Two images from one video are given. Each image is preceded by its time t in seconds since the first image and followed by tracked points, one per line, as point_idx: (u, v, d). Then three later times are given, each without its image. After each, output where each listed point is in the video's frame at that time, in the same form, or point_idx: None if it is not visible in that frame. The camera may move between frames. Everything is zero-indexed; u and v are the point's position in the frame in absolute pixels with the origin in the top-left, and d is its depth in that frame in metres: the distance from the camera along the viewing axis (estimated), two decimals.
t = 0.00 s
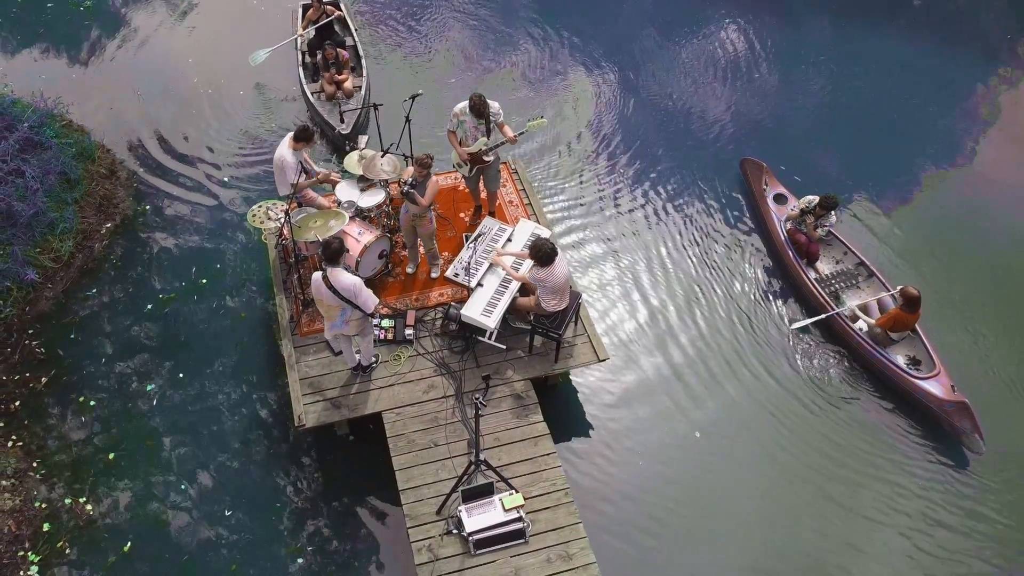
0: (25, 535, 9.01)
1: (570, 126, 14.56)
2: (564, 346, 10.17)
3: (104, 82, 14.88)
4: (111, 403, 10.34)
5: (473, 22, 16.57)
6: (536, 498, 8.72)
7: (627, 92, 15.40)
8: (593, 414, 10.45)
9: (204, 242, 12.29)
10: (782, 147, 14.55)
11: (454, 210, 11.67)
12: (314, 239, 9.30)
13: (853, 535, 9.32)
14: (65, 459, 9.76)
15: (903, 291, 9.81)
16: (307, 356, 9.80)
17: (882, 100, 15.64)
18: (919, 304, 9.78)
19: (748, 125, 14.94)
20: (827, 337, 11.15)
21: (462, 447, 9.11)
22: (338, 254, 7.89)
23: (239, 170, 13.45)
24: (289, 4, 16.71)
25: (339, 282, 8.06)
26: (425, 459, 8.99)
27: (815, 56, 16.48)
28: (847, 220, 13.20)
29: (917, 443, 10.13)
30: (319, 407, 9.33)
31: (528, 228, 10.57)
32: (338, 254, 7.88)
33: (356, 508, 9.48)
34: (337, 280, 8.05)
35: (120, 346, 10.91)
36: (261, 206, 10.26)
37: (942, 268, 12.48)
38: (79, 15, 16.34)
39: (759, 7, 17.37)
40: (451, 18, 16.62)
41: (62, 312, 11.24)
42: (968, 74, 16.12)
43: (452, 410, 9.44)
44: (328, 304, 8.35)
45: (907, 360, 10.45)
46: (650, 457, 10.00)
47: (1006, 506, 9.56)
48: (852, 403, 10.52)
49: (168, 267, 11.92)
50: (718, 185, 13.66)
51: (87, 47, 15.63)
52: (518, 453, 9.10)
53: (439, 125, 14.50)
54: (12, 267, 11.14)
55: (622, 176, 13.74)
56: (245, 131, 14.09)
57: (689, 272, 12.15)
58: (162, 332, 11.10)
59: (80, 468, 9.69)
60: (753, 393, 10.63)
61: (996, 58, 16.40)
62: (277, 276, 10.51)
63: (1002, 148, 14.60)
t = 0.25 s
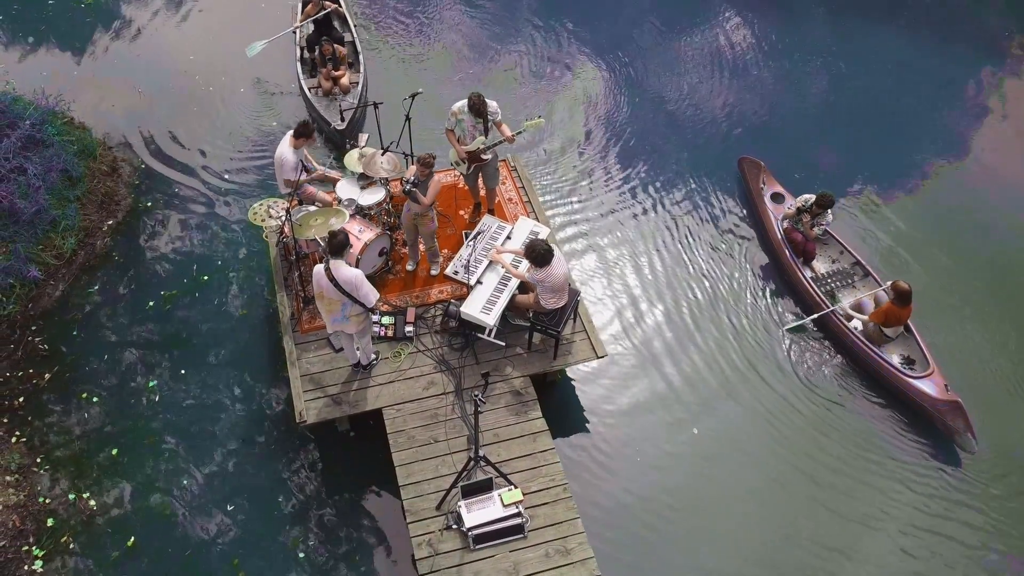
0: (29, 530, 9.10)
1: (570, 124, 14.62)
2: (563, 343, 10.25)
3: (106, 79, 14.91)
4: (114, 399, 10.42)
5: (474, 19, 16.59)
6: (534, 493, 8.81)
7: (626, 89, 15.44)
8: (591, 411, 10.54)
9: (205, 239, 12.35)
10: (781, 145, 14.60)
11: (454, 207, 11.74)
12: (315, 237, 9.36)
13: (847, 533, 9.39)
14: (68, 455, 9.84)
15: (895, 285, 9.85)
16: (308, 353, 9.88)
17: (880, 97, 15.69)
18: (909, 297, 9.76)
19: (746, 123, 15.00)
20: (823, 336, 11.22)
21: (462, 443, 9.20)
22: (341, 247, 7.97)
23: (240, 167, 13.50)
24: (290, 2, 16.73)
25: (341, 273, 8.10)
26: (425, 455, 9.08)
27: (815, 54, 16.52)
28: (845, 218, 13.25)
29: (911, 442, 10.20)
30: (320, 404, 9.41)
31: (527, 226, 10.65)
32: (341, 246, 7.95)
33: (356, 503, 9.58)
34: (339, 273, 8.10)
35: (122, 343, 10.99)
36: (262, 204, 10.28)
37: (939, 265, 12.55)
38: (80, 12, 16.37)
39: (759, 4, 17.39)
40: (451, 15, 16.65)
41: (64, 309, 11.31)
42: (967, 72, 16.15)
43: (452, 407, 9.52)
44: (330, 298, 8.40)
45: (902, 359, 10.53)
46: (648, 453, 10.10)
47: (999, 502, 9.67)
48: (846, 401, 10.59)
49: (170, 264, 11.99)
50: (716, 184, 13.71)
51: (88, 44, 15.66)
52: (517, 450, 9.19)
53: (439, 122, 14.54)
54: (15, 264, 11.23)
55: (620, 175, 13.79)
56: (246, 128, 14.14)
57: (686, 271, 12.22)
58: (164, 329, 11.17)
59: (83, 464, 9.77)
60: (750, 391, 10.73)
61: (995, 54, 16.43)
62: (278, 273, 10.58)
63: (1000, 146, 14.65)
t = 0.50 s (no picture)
0: (33, 526, 9.18)
1: (569, 123, 14.66)
2: (561, 341, 10.33)
3: (107, 77, 14.94)
4: (117, 396, 10.49)
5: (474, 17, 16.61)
6: (533, 490, 8.90)
7: (626, 87, 15.48)
8: (590, 409, 10.65)
9: (206, 236, 12.41)
10: (780, 143, 14.65)
11: (454, 205, 11.80)
12: (316, 236, 9.46)
13: (840, 532, 9.48)
14: (71, 451, 9.92)
15: (885, 280, 9.89)
16: (309, 350, 9.95)
17: (879, 95, 15.72)
18: (901, 295, 9.86)
19: (745, 121, 15.05)
20: (820, 335, 11.28)
21: (462, 440, 9.29)
22: (341, 244, 8.09)
23: (241, 164, 13.54)
24: None
25: (340, 269, 8.19)
26: (425, 451, 9.17)
27: (815, 51, 16.54)
28: (843, 216, 13.32)
29: (906, 442, 10.28)
30: (321, 401, 9.48)
31: (526, 224, 10.71)
32: (342, 242, 8.05)
33: (357, 499, 9.66)
34: (339, 267, 8.20)
35: (125, 341, 11.05)
36: (262, 202, 10.30)
37: (936, 262, 12.62)
38: (81, 10, 16.39)
39: (759, 2, 17.42)
40: (451, 13, 16.68)
41: (67, 306, 11.37)
42: (966, 70, 16.18)
43: (452, 404, 9.60)
44: (330, 294, 8.47)
45: (897, 358, 10.60)
46: (647, 450, 10.19)
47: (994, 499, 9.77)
48: (842, 401, 10.67)
49: (171, 261, 12.04)
50: (714, 183, 13.76)
51: (89, 42, 15.68)
52: (516, 446, 9.27)
53: (439, 120, 14.59)
54: (18, 262, 11.29)
55: (620, 173, 13.85)
56: (247, 126, 14.18)
57: (684, 269, 12.29)
58: (166, 326, 11.24)
59: (86, 461, 9.84)
60: (747, 389, 10.81)
61: (994, 52, 16.46)
62: (279, 271, 10.64)
63: (999, 144, 14.69)
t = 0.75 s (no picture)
0: (37, 521, 9.27)
1: (568, 121, 14.71)
2: (560, 338, 10.41)
3: (108, 74, 14.98)
4: (119, 393, 10.57)
5: (474, 14, 16.65)
6: (533, 486, 8.99)
7: (625, 86, 15.53)
8: (589, 406, 10.75)
9: (208, 234, 12.47)
10: (779, 141, 14.71)
11: (453, 203, 11.86)
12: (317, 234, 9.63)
13: (834, 532, 9.52)
14: (75, 448, 10.00)
15: (874, 275, 9.90)
16: (310, 348, 10.03)
17: (877, 94, 15.76)
18: (888, 287, 9.79)
19: (744, 119, 15.10)
20: (815, 334, 11.33)
21: (461, 437, 9.37)
22: (337, 241, 8.19)
23: (241, 162, 13.58)
24: None
25: (337, 265, 8.23)
26: (425, 448, 9.26)
27: (814, 49, 16.57)
28: (841, 214, 13.40)
29: (900, 441, 10.33)
30: (321, 398, 9.56)
31: (526, 222, 10.77)
32: (337, 238, 8.12)
33: (358, 495, 9.74)
34: (335, 264, 8.23)
35: (127, 338, 11.12)
36: (262, 201, 10.36)
37: (932, 260, 12.67)
38: (82, 8, 16.42)
39: None
40: (451, 10, 16.71)
41: (69, 304, 11.44)
42: (965, 67, 16.22)
43: (451, 401, 9.69)
44: (329, 292, 8.53)
45: (891, 359, 10.66)
46: (645, 447, 10.29)
47: (991, 495, 9.82)
48: (837, 400, 10.73)
49: (173, 259, 12.11)
50: (712, 182, 13.81)
51: (89, 39, 15.71)
52: (515, 443, 9.36)
53: (440, 118, 14.65)
54: (20, 260, 11.34)
55: (618, 172, 13.92)
56: (248, 123, 14.22)
57: (682, 268, 12.36)
58: (168, 323, 11.31)
59: (90, 457, 9.93)
60: (743, 388, 10.89)
61: (992, 50, 16.49)
62: (280, 269, 10.71)
63: (997, 141, 14.74)
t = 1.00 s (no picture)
0: (41, 518, 9.36)
1: (568, 119, 14.76)
2: (560, 336, 10.47)
3: (109, 72, 15.00)
4: (122, 390, 10.64)
5: (475, 12, 16.66)
6: (532, 483, 9.08)
7: (625, 83, 15.55)
8: (588, 403, 10.83)
9: (209, 231, 12.52)
10: (778, 139, 14.76)
11: (454, 202, 11.91)
12: (318, 232, 9.61)
13: (829, 531, 9.58)
14: (78, 445, 10.08)
15: (866, 273, 9.95)
16: (311, 346, 10.10)
17: (878, 92, 15.78)
18: (881, 284, 9.86)
19: (744, 117, 15.14)
20: (812, 333, 11.38)
21: (462, 434, 9.45)
22: (336, 240, 8.28)
23: (243, 160, 13.62)
24: None
25: (336, 263, 8.33)
26: (426, 445, 9.34)
27: (814, 47, 16.60)
28: (840, 212, 13.45)
29: (895, 441, 10.37)
30: (323, 396, 9.64)
31: (525, 221, 10.82)
32: (336, 237, 8.26)
33: (360, 492, 9.83)
34: (334, 262, 8.34)
35: (129, 336, 11.17)
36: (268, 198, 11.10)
37: (930, 258, 12.73)
38: (83, 6, 16.44)
39: None
40: (451, 7, 16.74)
41: (72, 301, 11.50)
42: (964, 65, 16.25)
43: (451, 398, 9.76)
44: (330, 290, 8.60)
45: (887, 358, 10.71)
46: (644, 444, 10.39)
47: (987, 493, 9.90)
48: (833, 400, 10.79)
49: (175, 256, 12.16)
50: (710, 181, 13.83)
51: (90, 37, 15.72)
52: (515, 440, 9.44)
53: (440, 116, 14.70)
54: (22, 257, 11.35)
55: (618, 171, 13.97)
56: (249, 120, 14.26)
57: (680, 267, 12.41)
58: (170, 321, 11.37)
59: (93, 454, 10.01)
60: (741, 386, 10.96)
61: (992, 49, 16.50)
62: (281, 268, 10.77)
63: (995, 139, 14.79)
